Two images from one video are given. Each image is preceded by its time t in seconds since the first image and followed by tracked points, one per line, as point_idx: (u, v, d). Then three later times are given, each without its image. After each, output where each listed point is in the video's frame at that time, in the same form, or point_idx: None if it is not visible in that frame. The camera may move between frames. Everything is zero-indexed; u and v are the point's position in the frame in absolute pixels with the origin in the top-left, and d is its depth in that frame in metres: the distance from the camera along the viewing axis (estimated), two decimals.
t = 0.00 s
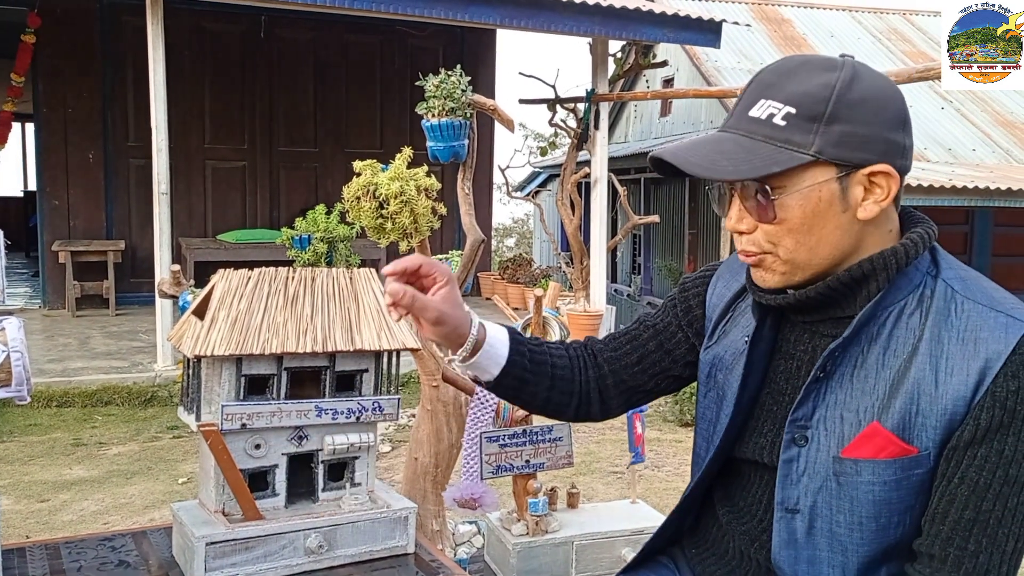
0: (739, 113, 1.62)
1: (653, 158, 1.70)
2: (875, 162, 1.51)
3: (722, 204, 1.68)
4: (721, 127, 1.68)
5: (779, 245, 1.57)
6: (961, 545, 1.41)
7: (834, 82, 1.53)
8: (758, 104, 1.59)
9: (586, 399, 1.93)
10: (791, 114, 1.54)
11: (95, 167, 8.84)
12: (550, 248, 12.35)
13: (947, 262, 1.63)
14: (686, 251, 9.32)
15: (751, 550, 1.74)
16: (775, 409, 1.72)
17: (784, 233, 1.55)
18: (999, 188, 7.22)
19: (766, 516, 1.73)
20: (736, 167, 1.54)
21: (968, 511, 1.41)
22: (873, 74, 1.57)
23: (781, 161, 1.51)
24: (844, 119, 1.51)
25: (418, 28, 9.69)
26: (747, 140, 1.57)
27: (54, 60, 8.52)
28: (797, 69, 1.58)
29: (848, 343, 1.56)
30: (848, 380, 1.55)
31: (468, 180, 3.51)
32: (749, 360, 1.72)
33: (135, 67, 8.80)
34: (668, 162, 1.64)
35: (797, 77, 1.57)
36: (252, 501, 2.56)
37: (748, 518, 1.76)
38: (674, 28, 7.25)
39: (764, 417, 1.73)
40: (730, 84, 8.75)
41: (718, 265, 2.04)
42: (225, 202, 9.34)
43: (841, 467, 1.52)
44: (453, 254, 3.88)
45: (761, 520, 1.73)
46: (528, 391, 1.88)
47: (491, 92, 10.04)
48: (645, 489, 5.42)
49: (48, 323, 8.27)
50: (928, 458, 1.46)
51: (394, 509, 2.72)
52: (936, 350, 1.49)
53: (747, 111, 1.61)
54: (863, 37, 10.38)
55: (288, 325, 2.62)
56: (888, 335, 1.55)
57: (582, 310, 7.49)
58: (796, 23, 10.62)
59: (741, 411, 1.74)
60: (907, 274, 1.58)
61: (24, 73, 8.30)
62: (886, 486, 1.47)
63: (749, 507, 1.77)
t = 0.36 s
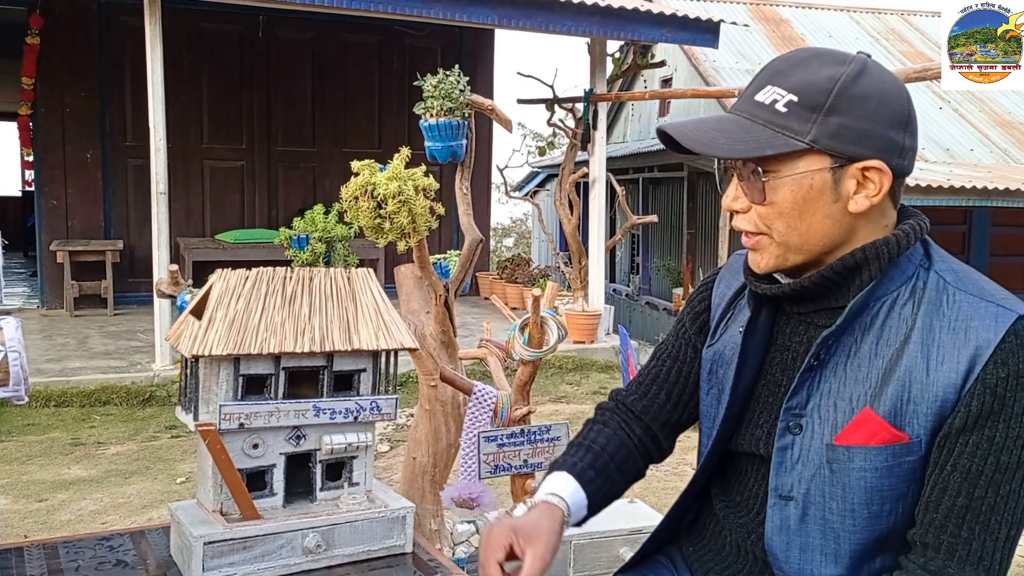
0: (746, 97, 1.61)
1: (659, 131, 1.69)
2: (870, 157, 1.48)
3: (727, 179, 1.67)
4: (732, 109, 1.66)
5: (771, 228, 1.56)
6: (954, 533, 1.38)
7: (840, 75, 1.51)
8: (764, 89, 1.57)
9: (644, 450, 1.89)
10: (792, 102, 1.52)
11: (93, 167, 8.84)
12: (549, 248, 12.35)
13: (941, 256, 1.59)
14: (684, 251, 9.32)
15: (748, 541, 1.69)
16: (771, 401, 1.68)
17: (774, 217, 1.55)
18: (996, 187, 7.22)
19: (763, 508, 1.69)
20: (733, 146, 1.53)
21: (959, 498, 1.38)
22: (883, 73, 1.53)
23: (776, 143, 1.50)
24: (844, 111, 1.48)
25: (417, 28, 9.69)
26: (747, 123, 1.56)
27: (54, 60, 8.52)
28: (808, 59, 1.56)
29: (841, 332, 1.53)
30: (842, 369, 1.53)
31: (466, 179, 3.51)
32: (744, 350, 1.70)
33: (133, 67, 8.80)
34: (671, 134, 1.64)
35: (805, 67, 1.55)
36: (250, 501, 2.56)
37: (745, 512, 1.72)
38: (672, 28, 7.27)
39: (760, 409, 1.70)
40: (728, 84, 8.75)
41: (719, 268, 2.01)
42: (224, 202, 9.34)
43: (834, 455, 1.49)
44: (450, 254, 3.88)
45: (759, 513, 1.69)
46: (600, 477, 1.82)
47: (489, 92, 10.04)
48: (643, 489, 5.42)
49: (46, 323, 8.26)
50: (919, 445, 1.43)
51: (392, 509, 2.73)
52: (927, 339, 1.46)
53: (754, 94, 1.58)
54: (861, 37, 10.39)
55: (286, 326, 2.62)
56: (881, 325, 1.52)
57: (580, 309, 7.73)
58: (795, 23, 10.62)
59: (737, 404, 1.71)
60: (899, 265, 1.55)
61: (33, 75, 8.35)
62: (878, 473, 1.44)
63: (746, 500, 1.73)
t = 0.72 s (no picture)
0: (736, 95, 1.56)
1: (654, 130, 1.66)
2: (857, 151, 1.43)
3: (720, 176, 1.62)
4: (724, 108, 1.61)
5: (759, 224, 1.51)
6: (943, 519, 1.30)
7: (827, 72, 1.46)
8: (754, 86, 1.53)
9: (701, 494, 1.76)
10: (781, 97, 1.47)
11: (91, 166, 8.83)
12: (548, 247, 12.36)
13: (929, 250, 1.51)
14: (683, 251, 9.32)
15: (743, 536, 1.57)
16: (763, 394, 1.60)
17: (764, 213, 1.49)
18: (995, 188, 7.23)
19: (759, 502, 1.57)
20: (723, 142, 1.49)
21: (949, 484, 1.30)
22: (871, 71, 1.48)
23: (765, 139, 1.46)
24: (832, 106, 1.43)
25: (415, 28, 9.69)
26: (737, 119, 1.51)
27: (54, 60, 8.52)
28: (797, 57, 1.51)
29: (832, 322, 1.46)
30: (832, 359, 1.45)
31: (464, 180, 3.50)
32: (729, 345, 1.64)
33: (131, 66, 8.80)
34: (665, 132, 1.60)
35: (794, 64, 1.50)
36: (247, 501, 2.57)
37: (740, 505, 1.61)
38: (671, 29, 7.28)
39: (753, 403, 1.61)
40: (727, 84, 8.75)
41: (716, 270, 1.89)
42: (222, 201, 9.33)
43: (826, 443, 1.42)
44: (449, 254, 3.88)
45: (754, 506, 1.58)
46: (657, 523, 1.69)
47: (488, 92, 10.04)
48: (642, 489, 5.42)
49: (44, 323, 8.26)
50: (909, 433, 1.36)
51: (390, 509, 2.72)
52: (916, 329, 1.38)
53: (745, 92, 1.54)
54: (860, 37, 10.39)
55: (284, 326, 2.62)
56: (871, 315, 1.44)
57: (578, 308, 7.66)
58: (793, 24, 10.63)
59: (727, 400, 1.63)
60: (888, 256, 1.46)
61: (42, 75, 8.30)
62: (868, 460, 1.37)
63: (740, 495, 1.61)
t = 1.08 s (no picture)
0: (733, 100, 1.56)
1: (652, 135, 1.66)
2: (852, 153, 1.42)
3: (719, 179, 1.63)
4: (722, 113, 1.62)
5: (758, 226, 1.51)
6: (943, 509, 1.31)
7: (820, 76, 1.46)
8: (750, 91, 1.53)
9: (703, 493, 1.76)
10: (777, 102, 1.47)
11: (91, 166, 8.82)
12: (547, 247, 12.36)
13: (929, 245, 1.51)
14: (682, 251, 9.33)
15: (745, 530, 1.58)
16: (766, 390, 1.60)
17: (762, 214, 1.50)
18: (994, 187, 7.23)
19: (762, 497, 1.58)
20: (719, 146, 1.49)
21: (949, 473, 1.30)
22: (864, 75, 1.48)
23: (761, 142, 1.46)
24: (826, 109, 1.43)
25: (415, 28, 9.69)
26: (734, 123, 1.52)
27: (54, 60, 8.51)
28: (792, 61, 1.51)
29: (834, 316, 1.46)
30: (834, 353, 1.45)
31: (464, 179, 3.50)
32: (732, 343, 1.64)
33: (131, 66, 8.80)
34: (663, 138, 1.60)
35: (789, 69, 1.50)
36: (248, 501, 2.57)
37: (742, 501, 1.61)
38: (670, 28, 7.28)
39: (756, 399, 1.61)
40: (726, 84, 8.75)
41: (719, 271, 1.88)
42: (221, 201, 9.32)
43: (827, 436, 1.42)
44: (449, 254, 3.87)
45: (757, 500, 1.58)
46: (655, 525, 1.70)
47: (487, 92, 10.04)
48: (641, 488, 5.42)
49: (43, 323, 8.25)
50: (909, 424, 1.36)
51: (390, 508, 2.72)
52: (915, 322, 1.38)
53: (741, 96, 1.54)
54: (859, 37, 10.40)
55: (284, 326, 2.62)
56: (871, 309, 1.44)
57: (578, 308, 7.68)
58: (792, 23, 10.64)
59: (731, 395, 1.63)
60: (887, 251, 1.47)
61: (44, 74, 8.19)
62: (870, 451, 1.37)
63: (743, 490, 1.62)
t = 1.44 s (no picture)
0: (749, 103, 1.62)
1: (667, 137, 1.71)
2: (868, 158, 1.48)
3: (733, 183, 1.68)
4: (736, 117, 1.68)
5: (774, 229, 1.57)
6: (951, 515, 1.37)
7: (836, 80, 1.51)
8: (765, 95, 1.58)
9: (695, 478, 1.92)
10: (792, 107, 1.53)
11: (91, 166, 8.82)
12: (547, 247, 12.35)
13: (940, 252, 1.58)
14: (682, 251, 9.33)
15: (748, 531, 1.69)
16: (772, 392, 1.69)
17: (778, 218, 1.55)
18: (994, 187, 7.23)
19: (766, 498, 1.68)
20: (736, 151, 1.54)
21: (958, 480, 1.36)
22: (879, 78, 1.54)
23: (776, 147, 1.51)
24: (842, 114, 1.49)
25: (415, 28, 9.69)
26: (750, 128, 1.57)
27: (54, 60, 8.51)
28: (807, 65, 1.57)
29: (842, 321, 1.54)
30: (842, 357, 1.53)
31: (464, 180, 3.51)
32: (743, 342, 1.72)
33: (131, 66, 8.79)
34: (678, 141, 1.66)
35: (805, 73, 1.55)
36: (248, 502, 2.57)
37: (747, 502, 1.72)
38: (670, 28, 7.28)
39: (763, 401, 1.70)
40: (726, 84, 8.76)
41: (725, 273, 2.00)
42: (221, 201, 9.33)
43: (836, 440, 1.49)
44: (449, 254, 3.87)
45: (760, 503, 1.69)
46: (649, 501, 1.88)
47: (486, 91, 10.03)
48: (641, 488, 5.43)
49: (43, 323, 8.25)
50: (919, 430, 1.42)
51: (390, 509, 2.72)
52: (927, 328, 1.45)
53: (756, 100, 1.60)
54: (859, 37, 10.41)
55: (285, 325, 2.62)
56: (882, 314, 1.51)
57: (578, 308, 7.69)
58: (792, 23, 10.64)
59: (740, 395, 1.72)
60: (899, 255, 1.53)
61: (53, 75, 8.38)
62: (878, 457, 1.44)
63: (748, 492, 1.72)
